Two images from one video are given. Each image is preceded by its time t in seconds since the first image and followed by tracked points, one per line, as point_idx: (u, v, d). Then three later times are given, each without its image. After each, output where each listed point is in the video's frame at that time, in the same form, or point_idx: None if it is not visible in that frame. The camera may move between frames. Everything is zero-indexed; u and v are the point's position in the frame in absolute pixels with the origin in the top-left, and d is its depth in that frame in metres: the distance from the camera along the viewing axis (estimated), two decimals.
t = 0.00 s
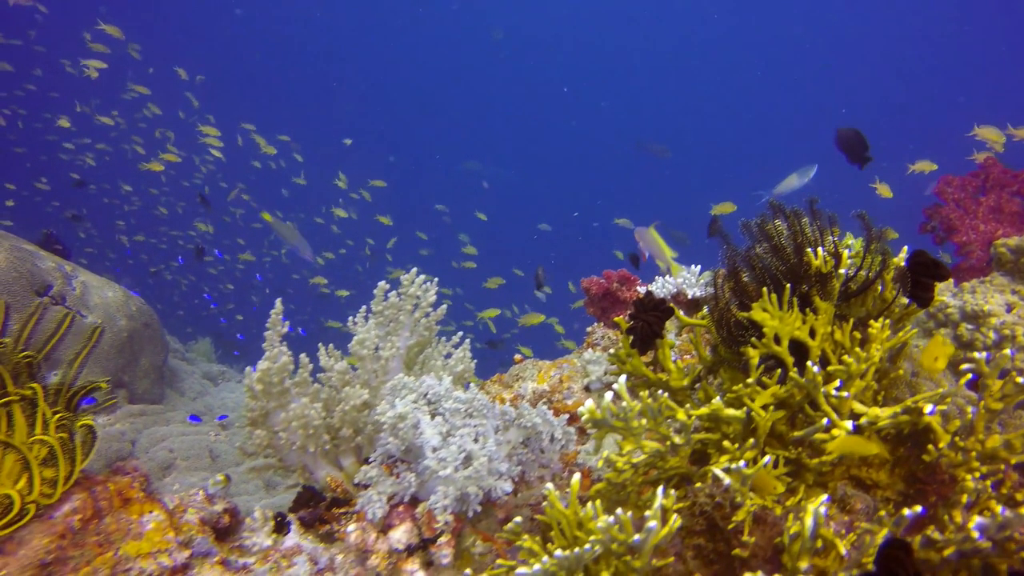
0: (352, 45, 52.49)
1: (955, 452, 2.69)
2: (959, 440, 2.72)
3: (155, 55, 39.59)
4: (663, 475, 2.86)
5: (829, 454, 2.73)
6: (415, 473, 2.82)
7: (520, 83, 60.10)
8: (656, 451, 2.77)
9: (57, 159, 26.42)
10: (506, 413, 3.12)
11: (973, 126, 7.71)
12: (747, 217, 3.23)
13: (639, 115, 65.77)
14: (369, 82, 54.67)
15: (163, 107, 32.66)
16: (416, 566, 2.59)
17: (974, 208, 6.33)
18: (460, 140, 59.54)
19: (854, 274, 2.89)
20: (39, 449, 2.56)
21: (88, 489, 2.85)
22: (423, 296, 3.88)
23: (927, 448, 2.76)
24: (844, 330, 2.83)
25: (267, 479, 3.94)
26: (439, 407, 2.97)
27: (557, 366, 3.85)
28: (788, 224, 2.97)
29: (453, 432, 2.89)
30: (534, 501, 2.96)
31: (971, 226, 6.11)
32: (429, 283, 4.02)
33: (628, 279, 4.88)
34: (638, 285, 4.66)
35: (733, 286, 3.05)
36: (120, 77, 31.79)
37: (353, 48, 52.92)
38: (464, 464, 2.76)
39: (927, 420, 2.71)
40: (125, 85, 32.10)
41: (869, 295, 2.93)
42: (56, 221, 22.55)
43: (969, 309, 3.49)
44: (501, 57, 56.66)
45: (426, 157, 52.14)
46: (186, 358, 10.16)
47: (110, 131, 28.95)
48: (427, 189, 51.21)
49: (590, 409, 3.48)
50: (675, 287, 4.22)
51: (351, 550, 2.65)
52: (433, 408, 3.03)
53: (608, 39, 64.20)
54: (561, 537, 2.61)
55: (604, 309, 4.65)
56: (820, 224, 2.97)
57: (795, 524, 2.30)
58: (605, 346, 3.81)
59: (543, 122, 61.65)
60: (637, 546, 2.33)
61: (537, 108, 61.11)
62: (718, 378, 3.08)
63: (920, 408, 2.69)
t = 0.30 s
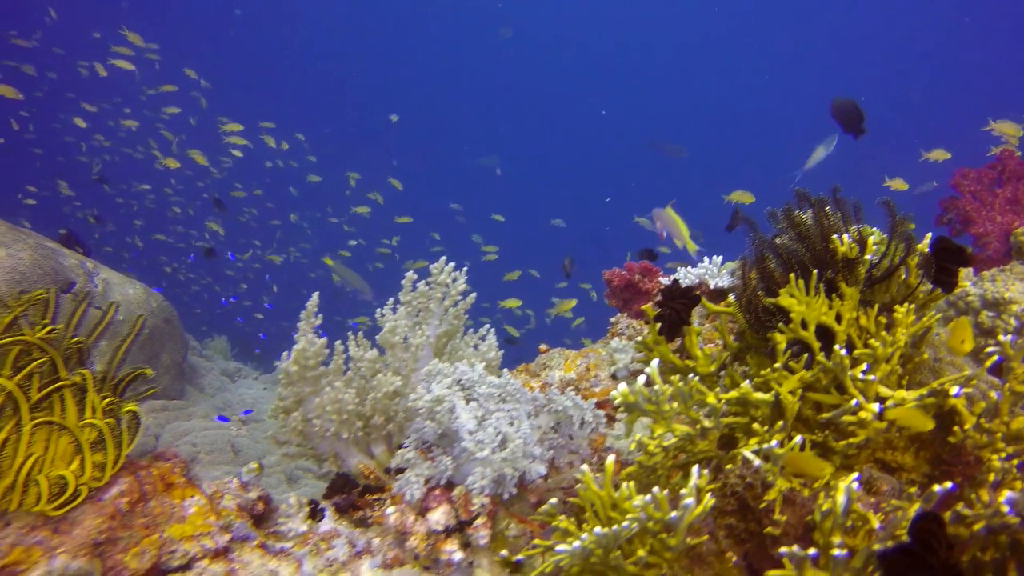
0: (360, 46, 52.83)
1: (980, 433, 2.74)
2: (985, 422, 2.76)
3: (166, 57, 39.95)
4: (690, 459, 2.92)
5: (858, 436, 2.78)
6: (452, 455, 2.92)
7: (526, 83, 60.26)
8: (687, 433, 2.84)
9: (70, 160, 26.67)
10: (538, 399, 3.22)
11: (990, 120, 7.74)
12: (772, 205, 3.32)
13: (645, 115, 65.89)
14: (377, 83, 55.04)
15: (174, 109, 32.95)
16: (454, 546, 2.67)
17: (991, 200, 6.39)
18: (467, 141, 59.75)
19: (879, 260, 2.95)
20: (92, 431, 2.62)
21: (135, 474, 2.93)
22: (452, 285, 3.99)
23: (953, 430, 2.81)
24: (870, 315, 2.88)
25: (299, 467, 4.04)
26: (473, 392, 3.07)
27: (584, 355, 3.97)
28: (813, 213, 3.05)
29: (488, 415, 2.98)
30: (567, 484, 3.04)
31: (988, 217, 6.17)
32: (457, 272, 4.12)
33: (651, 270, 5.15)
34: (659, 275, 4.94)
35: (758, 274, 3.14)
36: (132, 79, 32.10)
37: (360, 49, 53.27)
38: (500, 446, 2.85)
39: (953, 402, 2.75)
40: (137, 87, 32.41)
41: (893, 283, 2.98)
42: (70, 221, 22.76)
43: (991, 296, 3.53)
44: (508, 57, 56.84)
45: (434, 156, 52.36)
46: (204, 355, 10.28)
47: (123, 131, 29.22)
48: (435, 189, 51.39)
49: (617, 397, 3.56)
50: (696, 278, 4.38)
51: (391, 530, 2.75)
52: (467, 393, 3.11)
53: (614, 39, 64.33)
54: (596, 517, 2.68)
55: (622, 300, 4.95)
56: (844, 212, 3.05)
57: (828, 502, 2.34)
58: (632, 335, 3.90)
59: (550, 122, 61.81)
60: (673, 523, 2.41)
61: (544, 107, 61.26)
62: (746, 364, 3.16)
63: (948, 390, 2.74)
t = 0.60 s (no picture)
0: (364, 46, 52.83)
1: (1001, 422, 2.76)
2: (1006, 410, 2.78)
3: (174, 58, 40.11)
4: (713, 449, 2.96)
5: (879, 424, 2.80)
6: (480, 443, 2.99)
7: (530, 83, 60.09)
8: (710, 422, 2.88)
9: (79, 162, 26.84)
10: (562, 388, 3.28)
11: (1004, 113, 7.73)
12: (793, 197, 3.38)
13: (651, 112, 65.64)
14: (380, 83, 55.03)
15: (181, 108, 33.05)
16: (483, 532, 2.74)
17: (1006, 193, 6.40)
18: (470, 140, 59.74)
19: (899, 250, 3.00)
20: (130, 416, 2.69)
21: (169, 462, 3.00)
22: (474, 276, 4.04)
23: (974, 418, 2.81)
24: (890, 305, 2.91)
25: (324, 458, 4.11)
26: (499, 380, 3.13)
27: (604, 347, 4.03)
28: (833, 205, 3.12)
29: (514, 404, 3.05)
30: (591, 473, 3.10)
31: (1004, 212, 6.19)
32: (478, 264, 4.16)
33: (667, 265, 5.21)
34: (676, 270, 4.99)
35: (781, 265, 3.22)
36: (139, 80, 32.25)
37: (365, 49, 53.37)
38: (527, 434, 2.92)
39: (975, 390, 2.77)
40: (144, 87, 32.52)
41: (912, 273, 3.02)
42: (80, 222, 22.91)
43: (1009, 288, 3.55)
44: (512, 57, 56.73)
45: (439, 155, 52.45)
46: (215, 352, 10.36)
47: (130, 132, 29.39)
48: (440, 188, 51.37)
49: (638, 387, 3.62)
50: (713, 270, 4.45)
51: (422, 517, 2.82)
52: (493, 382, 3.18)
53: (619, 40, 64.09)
54: (621, 504, 2.74)
55: (638, 294, 5.00)
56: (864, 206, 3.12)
57: (854, 486, 2.38)
58: (652, 328, 3.95)
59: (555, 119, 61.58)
60: (704, 507, 2.45)
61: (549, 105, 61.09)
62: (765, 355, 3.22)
63: (969, 377, 2.74)
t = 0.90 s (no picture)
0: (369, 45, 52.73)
1: None
2: None
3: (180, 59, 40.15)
4: (738, 439, 3.00)
5: (906, 413, 2.80)
6: (510, 432, 3.07)
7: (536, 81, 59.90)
8: (735, 411, 2.91)
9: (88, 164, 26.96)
10: (587, 378, 3.35)
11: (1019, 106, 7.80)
12: (814, 190, 3.45)
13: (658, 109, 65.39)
14: (384, 82, 54.90)
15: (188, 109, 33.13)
16: (515, 518, 2.84)
17: None
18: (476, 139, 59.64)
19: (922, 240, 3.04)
20: (170, 406, 2.78)
21: (205, 452, 3.09)
22: (496, 268, 4.09)
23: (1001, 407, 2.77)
24: (915, 294, 2.92)
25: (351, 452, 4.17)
26: (527, 372, 3.22)
27: (625, 340, 4.08)
28: (855, 198, 3.18)
29: (542, 393, 3.13)
30: (619, 462, 3.14)
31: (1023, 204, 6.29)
32: (500, 256, 4.22)
33: (684, 259, 5.25)
34: (693, 264, 5.03)
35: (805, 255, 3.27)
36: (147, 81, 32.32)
37: (374, 50, 53.56)
38: (557, 423, 2.99)
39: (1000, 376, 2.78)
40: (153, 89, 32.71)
41: (935, 264, 3.04)
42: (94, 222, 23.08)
43: None
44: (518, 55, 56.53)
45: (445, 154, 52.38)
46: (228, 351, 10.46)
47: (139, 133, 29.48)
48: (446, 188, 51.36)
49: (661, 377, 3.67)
50: (730, 263, 4.50)
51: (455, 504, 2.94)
52: (519, 373, 3.27)
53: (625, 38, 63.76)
54: (651, 490, 2.78)
55: (657, 287, 5.04)
56: (883, 197, 3.18)
57: (883, 471, 2.39)
58: (673, 322, 4.01)
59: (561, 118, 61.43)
60: (735, 491, 2.49)
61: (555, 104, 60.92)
62: (788, 345, 3.27)
63: (996, 362, 2.73)
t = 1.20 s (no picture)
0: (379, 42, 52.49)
1: None
2: None
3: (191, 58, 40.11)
4: (772, 424, 3.04)
5: (940, 397, 2.82)
6: (548, 419, 3.15)
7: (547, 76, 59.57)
8: (771, 397, 2.96)
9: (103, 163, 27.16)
10: (620, 366, 3.41)
11: None
12: (845, 178, 3.48)
13: (669, 103, 64.97)
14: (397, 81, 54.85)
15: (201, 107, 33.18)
16: (555, 503, 2.95)
17: None
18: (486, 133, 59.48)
19: (956, 225, 3.06)
20: (215, 393, 2.85)
21: (252, 441, 3.21)
22: (526, 258, 4.10)
23: None
24: (947, 281, 2.95)
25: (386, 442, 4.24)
26: (564, 361, 3.29)
27: (653, 332, 4.13)
28: (888, 186, 3.21)
29: (579, 380, 3.20)
30: (654, 448, 3.17)
31: None
32: (528, 246, 4.24)
33: (709, 251, 5.29)
34: (717, 256, 5.07)
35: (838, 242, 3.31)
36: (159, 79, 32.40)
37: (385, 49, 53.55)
38: (594, 410, 3.04)
39: None
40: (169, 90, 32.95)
41: (967, 250, 3.07)
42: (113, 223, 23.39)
43: None
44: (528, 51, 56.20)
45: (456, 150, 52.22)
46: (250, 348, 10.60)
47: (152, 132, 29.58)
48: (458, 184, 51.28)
49: (694, 367, 3.71)
50: (755, 253, 4.53)
51: (496, 490, 3.07)
52: (556, 362, 3.34)
53: (637, 31, 63.06)
54: (688, 474, 2.84)
55: (679, 279, 5.08)
56: (914, 183, 3.20)
57: (922, 452, 2.42)
58: (701, 312, 4.05)
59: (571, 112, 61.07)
60: (774, 472, 2.54)
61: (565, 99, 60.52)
62: (818, 332, 3.31)
63: None
